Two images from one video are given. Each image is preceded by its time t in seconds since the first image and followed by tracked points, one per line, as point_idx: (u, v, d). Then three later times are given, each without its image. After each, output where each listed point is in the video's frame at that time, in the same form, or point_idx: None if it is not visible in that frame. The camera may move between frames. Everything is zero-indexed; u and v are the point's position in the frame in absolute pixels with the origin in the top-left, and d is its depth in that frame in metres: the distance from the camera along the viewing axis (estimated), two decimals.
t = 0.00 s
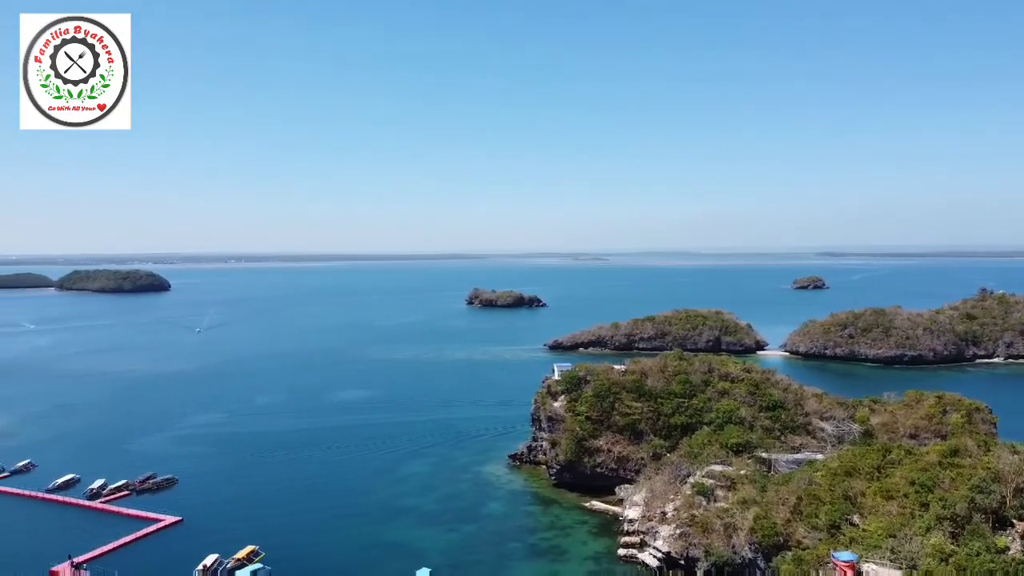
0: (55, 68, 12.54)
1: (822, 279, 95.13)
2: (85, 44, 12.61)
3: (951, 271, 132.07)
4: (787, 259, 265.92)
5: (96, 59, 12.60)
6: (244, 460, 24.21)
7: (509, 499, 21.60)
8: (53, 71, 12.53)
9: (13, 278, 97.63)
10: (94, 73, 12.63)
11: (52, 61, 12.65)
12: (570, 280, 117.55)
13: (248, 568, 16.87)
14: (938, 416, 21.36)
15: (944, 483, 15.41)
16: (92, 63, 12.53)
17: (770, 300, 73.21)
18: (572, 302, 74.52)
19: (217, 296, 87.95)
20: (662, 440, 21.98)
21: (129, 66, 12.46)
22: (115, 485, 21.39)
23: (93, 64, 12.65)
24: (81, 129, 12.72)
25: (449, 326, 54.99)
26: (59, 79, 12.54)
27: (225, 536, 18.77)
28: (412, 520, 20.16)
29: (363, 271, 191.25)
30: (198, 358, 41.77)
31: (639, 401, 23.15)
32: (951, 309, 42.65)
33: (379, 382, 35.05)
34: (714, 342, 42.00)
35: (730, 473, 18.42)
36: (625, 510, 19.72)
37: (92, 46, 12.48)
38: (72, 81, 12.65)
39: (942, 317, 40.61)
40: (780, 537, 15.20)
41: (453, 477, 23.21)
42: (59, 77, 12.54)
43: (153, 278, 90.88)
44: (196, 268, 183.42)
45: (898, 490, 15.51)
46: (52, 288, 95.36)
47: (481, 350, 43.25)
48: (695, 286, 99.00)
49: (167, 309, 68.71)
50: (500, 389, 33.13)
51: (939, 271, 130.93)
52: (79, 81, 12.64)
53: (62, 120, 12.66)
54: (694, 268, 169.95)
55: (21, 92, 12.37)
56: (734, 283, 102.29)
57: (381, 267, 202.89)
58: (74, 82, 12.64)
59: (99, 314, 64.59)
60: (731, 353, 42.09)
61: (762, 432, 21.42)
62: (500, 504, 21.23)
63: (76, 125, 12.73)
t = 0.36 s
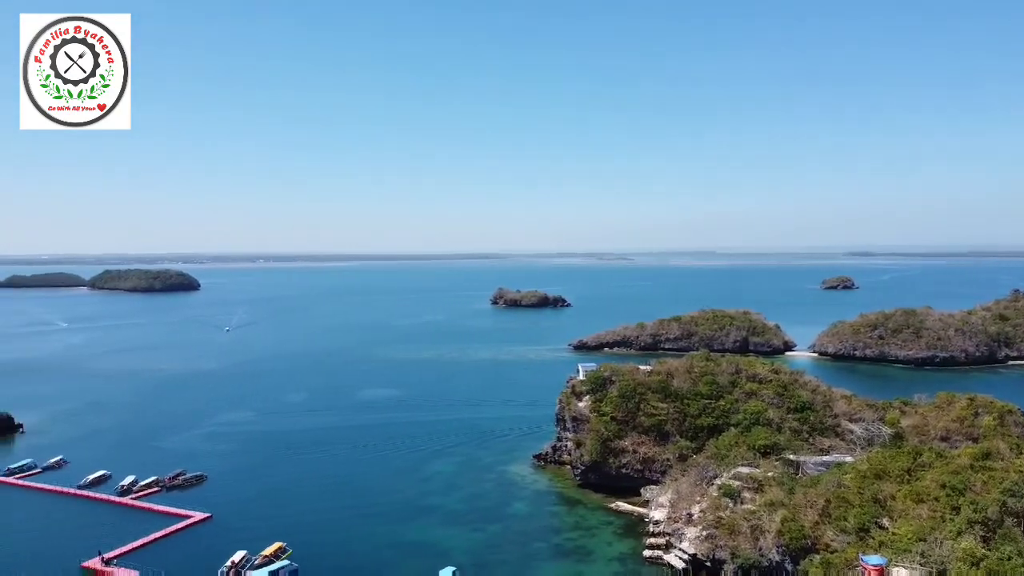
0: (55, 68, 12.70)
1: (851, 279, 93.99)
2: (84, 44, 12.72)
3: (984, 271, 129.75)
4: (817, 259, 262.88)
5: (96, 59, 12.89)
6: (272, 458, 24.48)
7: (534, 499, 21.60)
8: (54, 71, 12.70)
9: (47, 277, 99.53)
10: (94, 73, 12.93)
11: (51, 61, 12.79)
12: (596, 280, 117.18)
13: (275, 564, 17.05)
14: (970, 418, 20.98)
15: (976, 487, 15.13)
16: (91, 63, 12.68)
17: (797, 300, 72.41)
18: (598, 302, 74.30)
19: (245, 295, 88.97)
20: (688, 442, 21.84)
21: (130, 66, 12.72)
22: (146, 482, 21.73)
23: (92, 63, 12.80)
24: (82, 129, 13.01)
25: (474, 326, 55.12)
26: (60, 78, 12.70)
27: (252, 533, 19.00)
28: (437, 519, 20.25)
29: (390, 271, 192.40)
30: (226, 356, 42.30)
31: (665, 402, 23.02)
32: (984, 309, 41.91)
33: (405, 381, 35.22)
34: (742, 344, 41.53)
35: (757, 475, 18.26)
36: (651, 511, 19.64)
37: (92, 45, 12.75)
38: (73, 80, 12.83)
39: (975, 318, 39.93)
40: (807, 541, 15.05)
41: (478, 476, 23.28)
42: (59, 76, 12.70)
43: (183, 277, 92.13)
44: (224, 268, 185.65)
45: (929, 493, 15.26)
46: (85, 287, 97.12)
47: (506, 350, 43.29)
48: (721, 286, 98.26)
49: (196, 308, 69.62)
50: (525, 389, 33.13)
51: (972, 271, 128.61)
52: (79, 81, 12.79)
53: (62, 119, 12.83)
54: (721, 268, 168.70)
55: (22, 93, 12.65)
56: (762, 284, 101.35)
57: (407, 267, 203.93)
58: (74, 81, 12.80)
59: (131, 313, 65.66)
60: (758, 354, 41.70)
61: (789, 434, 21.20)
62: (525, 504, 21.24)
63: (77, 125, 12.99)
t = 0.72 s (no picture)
0: (55, 68, 13.60)
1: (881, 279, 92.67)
2: (84, 46, 13.56)
3: (1019, 271, 127.23)
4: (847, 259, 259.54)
5: (95, 59, 13.61)
6: (300, 456, 24.73)
7: (559, 499, 21.60)
8: (54, 71, 13.61)
9: (81, 276, 101.57)
10: (94, 73, 13.64)
11: (52, 61, 13.66)
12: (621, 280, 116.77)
13: (302, 560, 17.24)
14: (1004, 421, 20.59)
15: (1009, 490, 14.86)
16: (89, 65, 13.54)
17: (826, 301, 71.55)
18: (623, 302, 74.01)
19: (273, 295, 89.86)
20: (715, 443, 21.69)
21: (127, 65, 13.42)
22: (176, 479, 22.06)
23: (91, 65, 13.65)
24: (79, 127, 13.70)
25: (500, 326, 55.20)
26: (60, 78, 13.61)
27: (279, 530, 19.21)
28: (462, 518, 20.34)
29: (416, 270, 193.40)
30: (255, 355, 42.84)
31: (691, 404, 22.88)
32: (1018, 310, 41.11)
33: (430, 380, 35.37)
34: (769, 345, 41.20)
35: (785, 477, 18.10)
36: (677, 512, 19.54)
37: (91, 46, 13.46)
38: (72, 80, 13.71)
39: (1009, 319, 39.19)
40: (836, 544, 14.91)
41: (503, 475, 23.33)
42: (59, 76, 13.61)
43: (212, 277, 93.35)
44: (253, 267, 187.71)
45: (961, 496, 15.03)
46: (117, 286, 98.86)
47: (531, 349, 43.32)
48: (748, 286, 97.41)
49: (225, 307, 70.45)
50: (550, 389, 33.12)
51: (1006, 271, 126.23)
52: (78, 80, 13.69)
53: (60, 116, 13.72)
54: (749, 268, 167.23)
55: (23, 91, 13.40)
56: (790, 283, 100.27)
57: (434, 267, 204.76)
58: (73, 80, 13.71)
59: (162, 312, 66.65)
60: (786, 355, 41.30)
61: (818, 436, 20.98)
62: (550, 504, 21.25)
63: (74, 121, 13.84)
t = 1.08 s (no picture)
0: (56, 68, 13.88)
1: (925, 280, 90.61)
2: (83, 46, 13.80)
3: None
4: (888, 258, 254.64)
5: (96, 59, 13.80)
6: (337, 453, 24.95)
7: (594, 499, 21.49)
8: (57, 71, 13.91)
9: (126, 274, 103.91)
10: (94, 72, 14.00)
11: (51, 60, 13.86)
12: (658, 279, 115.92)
13: (339, 556, 17.37)
14: None
15: None
16: (90, 63, 13.83)
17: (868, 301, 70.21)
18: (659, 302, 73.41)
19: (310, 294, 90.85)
20: (753, 446, 21.40)
21: (126, 64, 13.60)
22: (216, 474, 22.40)
23: (92, 64, 13.92)
24: (79, 126, 13.90)
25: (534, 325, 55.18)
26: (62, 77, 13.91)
27: (317, 526, 19.39)
28: (497, 517, 20.34)
29: (452, 269, 194.19)
30: (294, 353, 43.35)
31: (729, 405, 22.61)
32: None
33: (466, 379, 35.42)
34: (809, 346, 40.58)
35: (825, 480, 17.79)
36: (714, 515, 19.31)
37: (91, 46, 13.67)
38: (72, 80, 13.97)
39: None
40: (877, 549, 14.60)
41: (538, 475, 23.28)
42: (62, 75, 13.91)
43: (251, 276, 94.66)
44: (290, 267, 190.01)
45: (1006, 503, 14.60)
46: (161, 284, 100.97)
47: (566, 349, 43.21)
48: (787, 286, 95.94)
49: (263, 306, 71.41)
50: (585, 389, 32.98)
51: None
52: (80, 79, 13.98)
53: (63, 117, 14.02)
54: (788, 267, 164.83)
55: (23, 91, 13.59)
56: (830, 284, 98.52)
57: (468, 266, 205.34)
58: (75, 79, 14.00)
59: (202, 311, 67.76)
60: (826, 356, 40.62)
61: (859, 439, 20.58)
62: (585, 504, 21.16)
63: (75, 123, 14.11)
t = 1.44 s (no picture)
0: (55, 69, 14.02)
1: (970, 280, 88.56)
2: (84, 46, 14.03)
3: None
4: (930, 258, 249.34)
5: (96, 59, 14.07)
6: (373, 451, 25.12)
7: (630, 501, 21.36)
8: (55, 72, 14.06)
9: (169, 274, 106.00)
10: (93, 73, 14.11)
11: (52, 62, 14.09)
12: (695, 279, 114.87)
13: (375, 553, 17.48)
14: None
15: None
16: (91, 64, 13.98)
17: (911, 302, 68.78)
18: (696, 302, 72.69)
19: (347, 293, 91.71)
20: (792, 448, 21.08)
21: (126, 63, 13.88)
22: (255, 471, 22.70)
23: (93, 64, 14.09)
24: (80, 125, 14.17)
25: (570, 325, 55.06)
26: (61, 78, 14.06)
27: (353, 523, 19.54)
28: (532, 517, 20.30)
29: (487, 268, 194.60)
30: (331, 351, 43.78)
31: (768, 407, 22.30)
32: None
33: (501, 379, 35.45)
34: (850, 348, 39.88)
35: (866, 484, 17.46)
36: (752, 518, 19.08)
37: (91, 46, 13.95)
38: (73, 80, 14.12)
39: None
40: (919, 554, 14.27)
41: (573, 476, 23.20)
42: (60, 76, 14.05)
43: (289, 276, 95.91)
44: (326, 266, 192.08)
45: None
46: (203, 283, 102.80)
47: (602, 349, 43.03)
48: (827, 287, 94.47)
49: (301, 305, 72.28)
50: (621, 389, 32.79)
51: None
52: (80, 80, 14.13)
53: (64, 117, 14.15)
54: (827, 267, 162.25)
55: (25, 92, 13.90)
56: (871, 284, 96.70)
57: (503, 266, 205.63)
58: (74, 80, 14.11)
59: (241, 309, 68.81)
60: (868, 358, 39.87)
61: (902, 442, 20.17)
62: (621, 505, 21.04)
63: (77, 122, 14.28)
